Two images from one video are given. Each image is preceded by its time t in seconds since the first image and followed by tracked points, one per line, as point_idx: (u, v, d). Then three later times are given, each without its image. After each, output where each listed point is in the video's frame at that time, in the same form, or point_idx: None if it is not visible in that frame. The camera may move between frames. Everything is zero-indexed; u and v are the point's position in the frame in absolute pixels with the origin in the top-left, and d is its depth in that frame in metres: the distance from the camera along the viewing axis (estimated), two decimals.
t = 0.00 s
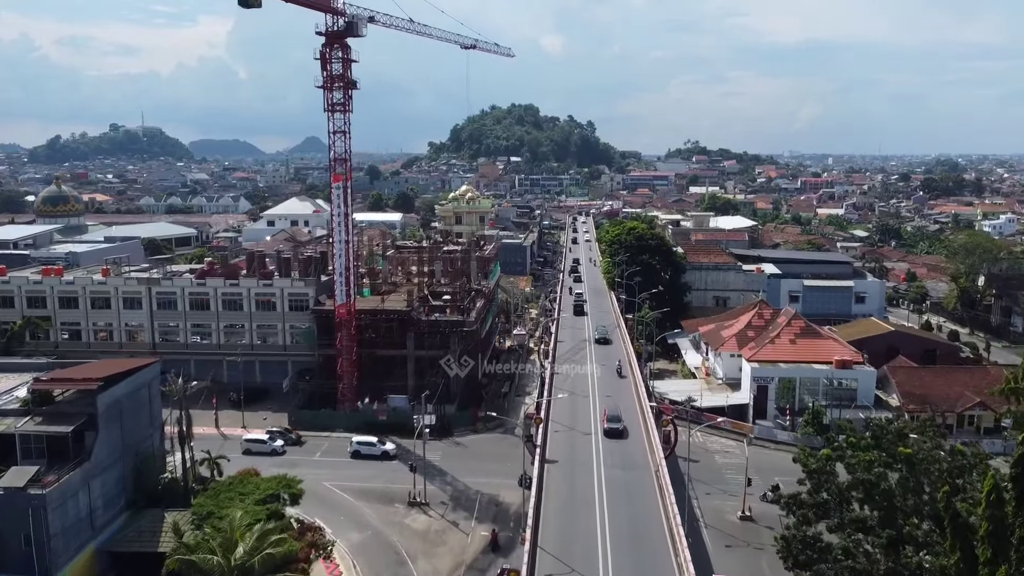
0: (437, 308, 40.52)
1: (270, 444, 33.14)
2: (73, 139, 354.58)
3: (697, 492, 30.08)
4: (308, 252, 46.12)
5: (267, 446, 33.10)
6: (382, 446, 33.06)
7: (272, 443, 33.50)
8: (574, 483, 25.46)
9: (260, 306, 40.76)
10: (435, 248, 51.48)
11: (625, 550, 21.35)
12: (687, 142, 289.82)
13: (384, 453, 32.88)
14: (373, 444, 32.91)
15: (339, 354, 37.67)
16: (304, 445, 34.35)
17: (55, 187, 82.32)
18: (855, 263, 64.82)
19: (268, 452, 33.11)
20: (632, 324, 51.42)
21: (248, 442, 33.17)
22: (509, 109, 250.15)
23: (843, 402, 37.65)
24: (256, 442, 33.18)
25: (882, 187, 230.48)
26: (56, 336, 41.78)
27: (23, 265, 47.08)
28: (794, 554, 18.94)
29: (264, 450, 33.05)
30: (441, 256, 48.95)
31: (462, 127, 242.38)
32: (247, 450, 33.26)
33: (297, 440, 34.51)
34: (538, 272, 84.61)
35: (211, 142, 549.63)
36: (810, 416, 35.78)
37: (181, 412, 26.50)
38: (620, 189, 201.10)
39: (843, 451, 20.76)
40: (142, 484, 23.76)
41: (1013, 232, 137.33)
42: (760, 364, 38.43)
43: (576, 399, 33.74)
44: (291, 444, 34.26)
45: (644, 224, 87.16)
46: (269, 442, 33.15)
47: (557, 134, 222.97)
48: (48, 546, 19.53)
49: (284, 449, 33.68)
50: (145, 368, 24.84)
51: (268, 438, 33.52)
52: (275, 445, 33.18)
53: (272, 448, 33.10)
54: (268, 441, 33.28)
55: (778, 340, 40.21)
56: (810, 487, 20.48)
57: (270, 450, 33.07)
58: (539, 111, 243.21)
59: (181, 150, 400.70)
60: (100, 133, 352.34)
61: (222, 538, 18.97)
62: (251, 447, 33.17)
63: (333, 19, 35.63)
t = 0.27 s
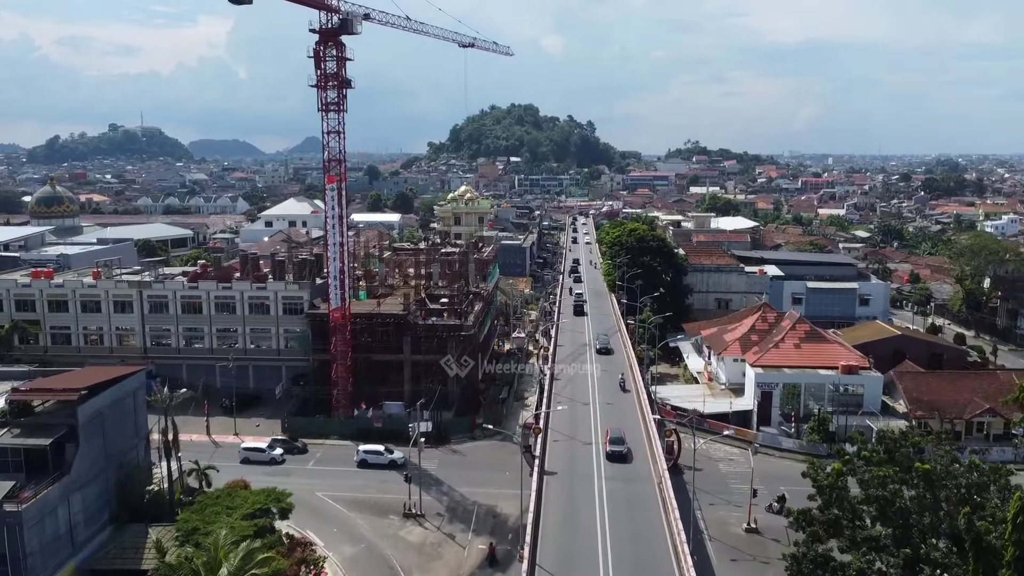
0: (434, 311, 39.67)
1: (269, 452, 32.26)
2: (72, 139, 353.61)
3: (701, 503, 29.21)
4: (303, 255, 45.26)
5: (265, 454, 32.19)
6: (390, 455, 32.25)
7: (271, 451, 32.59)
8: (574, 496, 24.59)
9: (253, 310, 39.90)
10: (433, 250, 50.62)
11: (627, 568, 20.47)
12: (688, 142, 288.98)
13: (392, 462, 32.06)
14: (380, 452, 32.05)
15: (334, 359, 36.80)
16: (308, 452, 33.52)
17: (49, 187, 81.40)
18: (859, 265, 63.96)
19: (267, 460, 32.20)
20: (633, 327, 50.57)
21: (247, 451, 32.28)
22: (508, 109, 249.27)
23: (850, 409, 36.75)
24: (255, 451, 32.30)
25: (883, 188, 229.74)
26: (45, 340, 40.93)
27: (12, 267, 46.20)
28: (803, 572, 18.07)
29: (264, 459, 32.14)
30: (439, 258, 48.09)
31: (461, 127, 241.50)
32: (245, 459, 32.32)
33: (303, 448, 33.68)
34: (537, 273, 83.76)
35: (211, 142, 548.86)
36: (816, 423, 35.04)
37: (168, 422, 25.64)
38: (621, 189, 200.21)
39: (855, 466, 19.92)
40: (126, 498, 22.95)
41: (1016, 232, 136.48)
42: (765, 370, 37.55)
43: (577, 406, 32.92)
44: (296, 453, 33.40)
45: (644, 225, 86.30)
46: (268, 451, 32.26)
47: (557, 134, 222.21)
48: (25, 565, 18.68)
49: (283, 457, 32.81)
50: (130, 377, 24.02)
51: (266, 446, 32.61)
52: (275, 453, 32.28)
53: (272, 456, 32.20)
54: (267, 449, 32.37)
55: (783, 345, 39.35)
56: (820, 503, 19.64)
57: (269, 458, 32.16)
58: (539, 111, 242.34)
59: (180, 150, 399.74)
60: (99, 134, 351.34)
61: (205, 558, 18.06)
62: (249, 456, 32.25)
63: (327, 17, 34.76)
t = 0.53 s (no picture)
0: (431, 316, 38.79)
1: (268, 462, 31.23)
2: (71, 140, 352.63)
3: (705, 515, 28.26)
4: (297, 258, 44.38)
5: (264, 464, 31.18)
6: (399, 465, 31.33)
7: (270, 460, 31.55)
8: (574, 511, 23.61)
9: (246, 314, 39.02)
10: (431, 253, 49.74)
11: None
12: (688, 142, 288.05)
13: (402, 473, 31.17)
14: (390, 462, 31.18)
15: (327, 366, 35.88)
16: (314, 462, 32.58)
17: (43, 188, 80.50)
18: (863, 267, 63.08)
19: (267, 470, 31.22)
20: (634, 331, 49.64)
21: (245, 461, 31.21)
22: (508, 109, 248.43)
23: (857, 416, 35.82)
24: (254, 460, 31.24)
25: (884, 188, 228.92)
26: (32, 345, 40.04)
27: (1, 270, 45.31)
28: None
29: (263, 469, 31.14)
30: (436, 261, 47.23)
31: (461, 127, 240.63)
32: (244, 470, 31.29)
33: (309, 458, 32.73)
34: (537, 275, 82.84)
35: (210, 142, 548.00)
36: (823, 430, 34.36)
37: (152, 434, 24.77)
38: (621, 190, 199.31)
39: (869, 482, 19.00)
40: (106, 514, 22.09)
41: (1018, 233, 135.62)
42: (769, 376, 36.63)
43: (577, 415, 32.00)
44: (303, 463, 32.48)
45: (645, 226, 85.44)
46: (266, 461, 31.23)
47: (557, 134, 221.38)
48: None
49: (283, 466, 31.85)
50: (112, 388, 23.18)
51: (265, 456, 31.57)
52: (274, 463, 31.28)
53: (271, 466, 31.21)
54: (266, 459, 31.35)
55: (787, 350, 38.45)
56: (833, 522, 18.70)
57: (269, 468, 31.17)
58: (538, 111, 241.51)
59: (180, 151, 398.81)
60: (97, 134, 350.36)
61: None
62: (248, 466, 31.21)
63: (320, 14, 33.88)
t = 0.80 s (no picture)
0: (427, 320, 37.95)
1: (269, 472, 30.37)
2: (69, 140, 351.86)
3: (710, 528, 27.38)
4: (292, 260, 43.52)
5: (264, 474, 30.33)
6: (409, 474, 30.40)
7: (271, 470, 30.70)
8: (574, 525, 22.69)
9: (238, 318, 38.17)
10: (429, 254, 48.88)
11: None
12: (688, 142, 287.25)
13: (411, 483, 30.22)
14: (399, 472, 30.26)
15: (321, 371, 35.03)
16: (321, 472, 31.65)
17: (37, 189, 79.57)
18: (867, 269, 62.21)
19: (267, 480, 30.37)
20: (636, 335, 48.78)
21: (245, 471, 30.40)
22: (508, 109, 247.54)
23: (864, 422, 34.96)
24: (254, 470, 30.42)
25: (885, 188, 227.96)
26: (20, 350, 39.16)
27: None
28: None
29: (263, 479, 30.30)
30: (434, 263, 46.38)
31: (460, 127, 239.87)
32: (245, 480, 30.50)
33: (317, 468, 31.84)
34: (536, 277, 82.00)
35: (209, 142, 547.57)
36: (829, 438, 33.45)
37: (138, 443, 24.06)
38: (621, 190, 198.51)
39: (884, 498, 18.14)
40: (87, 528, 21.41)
41: (1021, 233, 134.77)
42: (774, 382, 35.82)
43: (577, 423, 31.10)
44: (310, 473, 31.59)
45: (645, 227, 84.65)
46: (267, 470, 30.38)
47: (557, 134, 220.47)
48: None
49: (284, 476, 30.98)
50: (95, 397, 22.46)
51: (266, 465, 30.74)
52: (274, 472, 30.43)
53: (272, 476, 30.36)
54: (266, 469, 30.51)
55: (792, 355, 37.65)
56: (846, 540, 17.89)
57: (269, 478, 30.32)
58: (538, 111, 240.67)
59: (179, 151, 397.97)
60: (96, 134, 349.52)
61: None
62: (248, 476, 30.40)
63: (312, 10, 33.02)
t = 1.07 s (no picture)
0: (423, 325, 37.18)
1: (270, 482, 29.55)
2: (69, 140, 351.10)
3: (714, 540, 26.53)
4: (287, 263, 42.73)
5: (265, 484, 29.50)
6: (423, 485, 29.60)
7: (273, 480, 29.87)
8: (574, 540, 21.82)
9: (231, 323, 37.40)
10: (426, 257, 48.08)
11: None
12: (688, 142, 286.36)
13: (424, 494, 29.38)
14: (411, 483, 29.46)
15: (315, 378, 34.22)
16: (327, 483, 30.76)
17: (31, 190, 78.72)
18: (871, 270, 61.34)
19: (268, 491, 29.53)
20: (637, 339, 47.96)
21: (246, 480, 29.59)
22: (508, 110, 246.79)
23: (871, 430, 34.09)
24: (255, 480, 29.61)
25: (886, 188, 227.05)
26: (8, 355, 38.36)
27: None
28: None
29: (263, 489, 29.48)
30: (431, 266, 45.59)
31: (460, 128, 239.08)
32: (245, 490, 29.70)
33: (323, 479, 30.99)
34: (536, 278, 81.18)
35: (209, 143, 546.98)
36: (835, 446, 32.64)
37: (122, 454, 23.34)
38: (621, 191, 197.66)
39: (897, 516, 17.36)
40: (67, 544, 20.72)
41: None
42: (778, 388, 35.01)
43: (576, 432, 30.16)
44: (316, 483, 30.75)
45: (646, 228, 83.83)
46: (268, 481, 29.56)
47: (557, 134, 219.65)
48: None
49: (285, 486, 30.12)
50: (76, 409, 21.74)
51: (267, 475, 29.92)
52: (276, 483, 29.60)
53: (272, 486, 29.51)
54: (268, 479, 29.70)
55: (797, 360, 36.83)
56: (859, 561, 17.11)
57: (269, 489, 29.48)
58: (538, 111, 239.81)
59: (178, 151, 397.13)
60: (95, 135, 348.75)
61: None
62: (248, 486, 29.60)
63: (305, 7, 32.17)
